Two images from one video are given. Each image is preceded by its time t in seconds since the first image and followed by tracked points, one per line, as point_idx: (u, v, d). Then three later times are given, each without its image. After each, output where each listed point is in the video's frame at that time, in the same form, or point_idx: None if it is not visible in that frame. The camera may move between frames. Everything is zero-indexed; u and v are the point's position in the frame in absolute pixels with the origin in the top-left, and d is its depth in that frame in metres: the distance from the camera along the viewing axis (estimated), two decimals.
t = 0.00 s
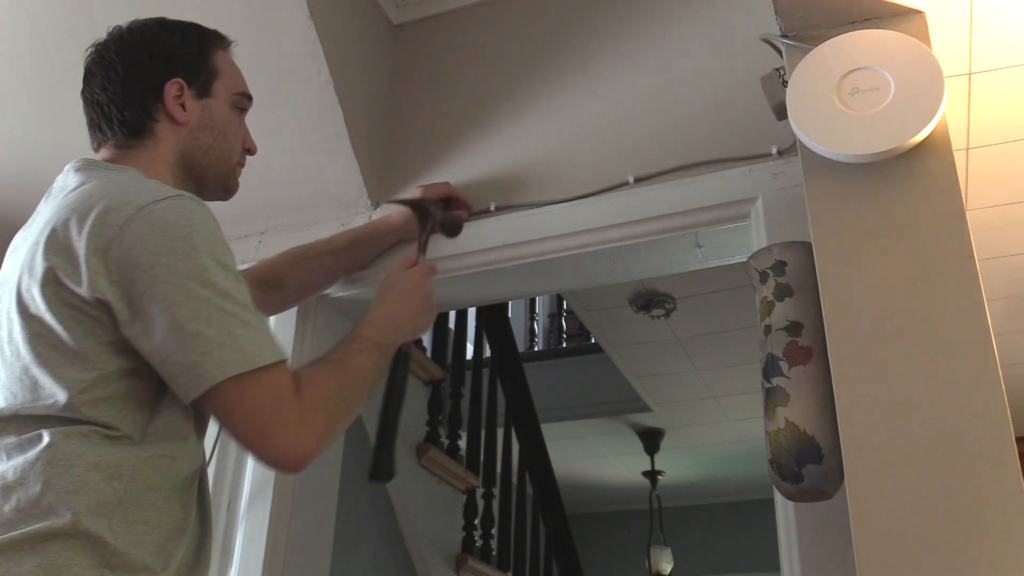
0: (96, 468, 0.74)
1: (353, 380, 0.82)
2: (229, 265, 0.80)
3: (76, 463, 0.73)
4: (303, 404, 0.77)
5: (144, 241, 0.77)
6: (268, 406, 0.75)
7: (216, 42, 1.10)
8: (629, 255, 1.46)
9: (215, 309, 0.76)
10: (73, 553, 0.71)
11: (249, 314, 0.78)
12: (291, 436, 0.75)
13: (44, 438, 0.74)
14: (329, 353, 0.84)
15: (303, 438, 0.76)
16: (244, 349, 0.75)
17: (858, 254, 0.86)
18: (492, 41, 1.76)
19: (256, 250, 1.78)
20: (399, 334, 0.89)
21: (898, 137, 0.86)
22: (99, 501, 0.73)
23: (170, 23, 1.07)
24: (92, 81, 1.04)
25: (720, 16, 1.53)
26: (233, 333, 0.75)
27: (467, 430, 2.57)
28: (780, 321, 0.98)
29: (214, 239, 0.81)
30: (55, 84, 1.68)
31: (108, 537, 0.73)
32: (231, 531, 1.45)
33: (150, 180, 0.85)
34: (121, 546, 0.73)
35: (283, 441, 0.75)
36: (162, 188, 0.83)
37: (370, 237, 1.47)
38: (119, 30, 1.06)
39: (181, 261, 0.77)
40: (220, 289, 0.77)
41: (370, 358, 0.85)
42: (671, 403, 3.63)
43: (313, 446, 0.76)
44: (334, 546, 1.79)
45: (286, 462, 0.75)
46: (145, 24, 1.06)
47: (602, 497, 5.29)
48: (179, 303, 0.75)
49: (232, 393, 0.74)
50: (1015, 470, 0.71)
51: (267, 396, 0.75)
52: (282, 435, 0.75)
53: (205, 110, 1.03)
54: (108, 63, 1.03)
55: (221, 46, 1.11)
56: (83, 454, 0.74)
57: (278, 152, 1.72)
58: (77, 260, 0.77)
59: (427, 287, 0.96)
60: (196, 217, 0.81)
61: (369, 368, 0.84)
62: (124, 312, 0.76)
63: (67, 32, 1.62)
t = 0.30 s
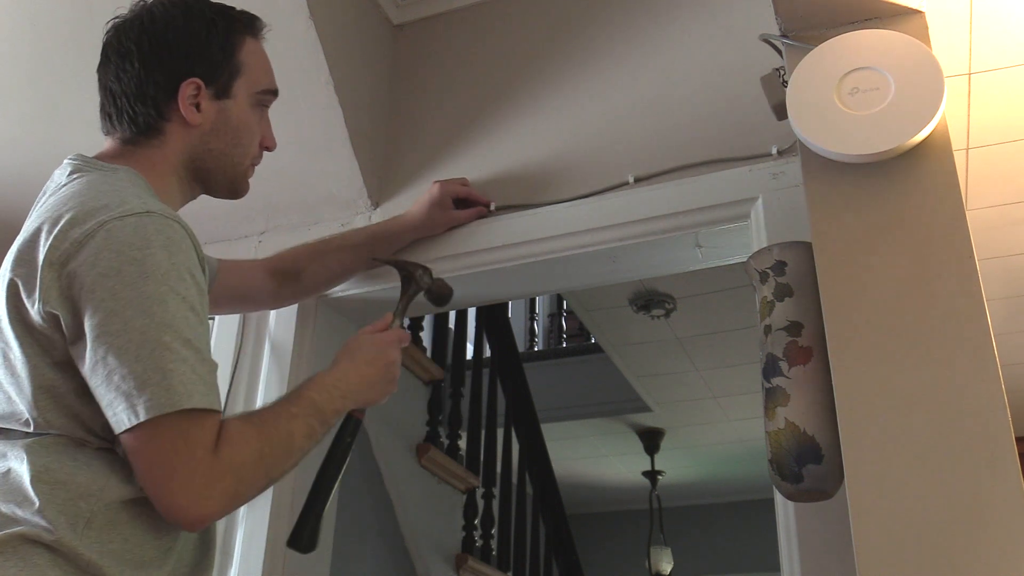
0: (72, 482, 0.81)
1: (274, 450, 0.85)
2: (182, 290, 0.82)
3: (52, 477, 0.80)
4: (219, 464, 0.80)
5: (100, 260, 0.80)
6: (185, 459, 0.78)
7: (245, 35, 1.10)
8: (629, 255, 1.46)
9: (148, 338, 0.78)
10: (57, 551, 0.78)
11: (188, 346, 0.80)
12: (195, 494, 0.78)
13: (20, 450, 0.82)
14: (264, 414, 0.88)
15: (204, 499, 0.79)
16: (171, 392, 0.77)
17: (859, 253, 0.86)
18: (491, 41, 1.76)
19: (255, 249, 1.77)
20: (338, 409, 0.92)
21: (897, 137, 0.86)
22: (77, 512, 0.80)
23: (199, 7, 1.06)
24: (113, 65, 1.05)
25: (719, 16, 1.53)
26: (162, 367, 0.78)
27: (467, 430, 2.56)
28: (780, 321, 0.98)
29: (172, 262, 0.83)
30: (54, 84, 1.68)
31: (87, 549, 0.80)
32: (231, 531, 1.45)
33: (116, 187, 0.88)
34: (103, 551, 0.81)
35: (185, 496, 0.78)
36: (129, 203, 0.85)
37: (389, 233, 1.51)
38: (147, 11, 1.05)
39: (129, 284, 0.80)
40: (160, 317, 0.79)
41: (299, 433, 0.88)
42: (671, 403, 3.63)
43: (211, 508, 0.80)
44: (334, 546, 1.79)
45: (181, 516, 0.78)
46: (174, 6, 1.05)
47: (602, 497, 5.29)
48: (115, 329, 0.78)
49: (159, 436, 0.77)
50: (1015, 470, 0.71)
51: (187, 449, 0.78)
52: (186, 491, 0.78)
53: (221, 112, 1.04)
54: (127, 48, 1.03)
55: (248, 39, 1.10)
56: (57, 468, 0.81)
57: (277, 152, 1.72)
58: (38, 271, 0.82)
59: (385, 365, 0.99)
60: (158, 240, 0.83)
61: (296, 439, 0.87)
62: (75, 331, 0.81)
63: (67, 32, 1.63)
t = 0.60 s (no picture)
0: (71, 485, 0.82)
1: (261, 476, 0.85)
2: (177, 312, 0.82)
3: (48, 481, 0.81)
4: (203, 491, 0.80)
5: (95, 278, 0.80)
6: (169, 486, 0.78)
7: (273, 49, 1.08)
8: (629, 255, 1.46)
9: (139, 364, 0.78)
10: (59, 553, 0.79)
11: (179, 371, 0.80)
12: (177, 521, 0.78)
13: (19, 452, 0.82)
14: (253, 438, 0.88)
15: (188, 526, 0.79)
16: (156, 421, 0.77)
17: (858, 253, 0.86)
18: (491, 41, 1.76)
19: (255, 249, 1.77)
20: (329, 435, 0.93)
21: (897, 137, 0.86)
22: (75, 515, 0.81)
23: (228, 17, 1.05)
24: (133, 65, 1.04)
25: (719, 16, 1.53)
26: (151, 394, 0.78)
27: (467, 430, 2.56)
28: (780, 321, 0.98)
29: (169, 283, 0.83)
30: (54, 85, 1.68)
31: (86, 553, 0.80)
32: (232, 531, 1.45)
33: (114, 195, 0.88)
34: (101, 555, 0.82)
35: (168, 523, 0.78)
36: (126, 219, 0.85)
37: (393, 230, 1.53)
38: (176, 19, 1.03)
39: (125, 306, 0.79)
40: (153, 342, 0.79)
41: (288, 458, 0.88)
42: (671, 403, 3.63)
43: (194, 535, 0.80)
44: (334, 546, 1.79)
45: (163, 542, 0.78)
46: (201, 14, 1.04)
47: (602, 498, 5.29)
48: (106, 352, 0.78)
49: (145, 461, 0.77)
50: (1015, 469, 0.71)
51: (172, 476, 0.78)
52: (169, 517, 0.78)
53: (240, 134, 1.04)
54: (148, 53, 1.02)
55: (277, 55, 1.09)
56: (52, 473, 0.82)
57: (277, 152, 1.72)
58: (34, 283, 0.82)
59: (377, 391, 0.99)
60: (154, 259, 0.83)
61: (285, 464, 0.87)
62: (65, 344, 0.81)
63: (67, 33, 1.63)
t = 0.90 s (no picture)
0: (71, 488, 0.82)
1: (258, 487, 0.85)
2: (180, 324, 0.82)
3: (49, 484, 0.81)
4: (199, 502, 0.80)
5: (97, 286, 0.80)
6: (165, 495, 0.78)
7: (290, 59, 1.07)
8: (629, 256, 1.46)
9: (138, 375, 0.78)
10: (59, 554, 0.79)
11: (179, 383, 0.80)
12: (173, 532, 0.78)
13: (19, 454, 0.83)
14: (251, 448, 0.88)
15: (183, 536, 0.79)
16: (153, 433, 0.77)
17: (858, 253, 0.86)
18: (491, 41, 1.76)
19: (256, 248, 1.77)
20: (328, 445, 0.93)
21: (897, 137, 0.86)
22: (76, 517, 0.81)
23: (246, 26, 1.03)
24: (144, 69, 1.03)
25: (719, 16, 1.53)
26: (150, 406, 0.78)
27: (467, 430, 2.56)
28: (780, 321, 0.98)
29: (173, 294, 0.82)
30: (54, 85, 1.68)
31: (86, 553, 0.81)
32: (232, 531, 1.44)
33: (117, 200, 0.88)
34: (101, 556, 0.82)
35: (163, 533, 0.78)
36: (128, 226, 0.85)
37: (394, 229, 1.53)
38: (193, 27, 1.01)
39: (127, 317, 0.79)
40: (154, 354, 0.79)
41: (286, 469, 0.88)
42: (671, 403, 3.63)
43: (189, 545, 0.80)
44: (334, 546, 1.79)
45: (159, 552, 0.79)
46: (217, 21, 1.02)
47: (602, 497, 5.29)
48: (105, 362, 0.78)
49: (142, 471, 0.78)
50: (1014, 470, 0.71)
51: (167, 486, 0.78)
52: (164, 528, 0.78)
53: (252, 146, 1.04)
54: (162, 59, 1.01)
55: (293, 65, 1.08)
56: (54, 475, 0.82)
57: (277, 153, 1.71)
58: (34, 289, 0.82)
59: (378, 401, 0.99)
60: (158, 269, 0.83)
61: (282, 475, 0.87)
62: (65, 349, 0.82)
63: (68, 33, 1.63)
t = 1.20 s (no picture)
0: (70, 490, 0.82)
1: (256, 489, 0.86)
2: (178, 327, 0.82)
3: (49, 484, 0.82)
4: (198, 504, 0.80)
5: (94, 290, 0.80)
6: (163, 498, 0.78)
7: (289, 59, 1.07)
8: (629, 256, 1.46)
9: (136, 380, 0.78)
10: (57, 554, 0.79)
11: (177, 387, 0.80)
12: (172, 535, 0.79)
13: (19, 454, 0.83)
14: (249, 450, 0.88)
15: (182, 539, 0.79)
16: (151, 438, 0.77)
17: (859, 253, 0.86)
18: (490, 41, 1.76)
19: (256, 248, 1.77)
20: (325, 446, 0.93)
21: (897, 138, 0.86)
22: (75, 517, 0.81)
23: (245, 26, 1.03)
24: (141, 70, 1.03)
25: (719, 16, 1.52)
26: (147, 411, 0.78)
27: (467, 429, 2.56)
28: (780, 321, 0.98)
29: (171, 298, 0.82)
30: (54, 85, 1.68)
31: (84, 553, 0.81)
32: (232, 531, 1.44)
33: (116, 202, 0.88)
34: (99, 555, 0.82)
35: (162, 536, 0.78)
36: (126, 228, 0.85)
37: (394, 228, 1.53)
38: (191, 28, 1.01)
39: (124, 321, 0.79)
40: (152, 358, 0.79)
41: (284, 471, 0.88)
42: (671, 403, 3.63)
43: (188, 548, 0.80)
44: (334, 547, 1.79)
45: (158, 555, 0.79)
46: (213, 21, 1.02)
47: (602, 497, 5.29)
48: (103, 366, 0.78)
49: (141, 475, 0.78)
50: (1014, 470, 0.71)
51: (166, 490, 0.78)
52: (163, 531, 0.78)
53: (251, 147, 1.04)
54: (160, 60, 1.01)
55: (292, 65, 1.08)
56: (54, 475, 0.82)
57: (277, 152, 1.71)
58: (30, 292, 0.82)
59: (375, 402, 0.99)
60: (156, 272, 0.83)
61: (280, 477, 0.88)
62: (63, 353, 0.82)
63: (68, 33, 1.63)
